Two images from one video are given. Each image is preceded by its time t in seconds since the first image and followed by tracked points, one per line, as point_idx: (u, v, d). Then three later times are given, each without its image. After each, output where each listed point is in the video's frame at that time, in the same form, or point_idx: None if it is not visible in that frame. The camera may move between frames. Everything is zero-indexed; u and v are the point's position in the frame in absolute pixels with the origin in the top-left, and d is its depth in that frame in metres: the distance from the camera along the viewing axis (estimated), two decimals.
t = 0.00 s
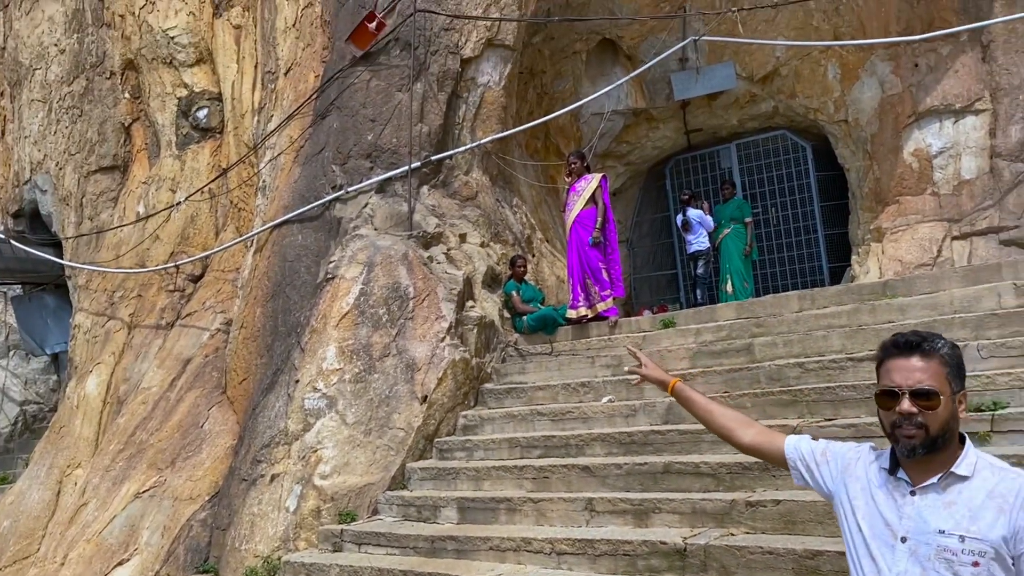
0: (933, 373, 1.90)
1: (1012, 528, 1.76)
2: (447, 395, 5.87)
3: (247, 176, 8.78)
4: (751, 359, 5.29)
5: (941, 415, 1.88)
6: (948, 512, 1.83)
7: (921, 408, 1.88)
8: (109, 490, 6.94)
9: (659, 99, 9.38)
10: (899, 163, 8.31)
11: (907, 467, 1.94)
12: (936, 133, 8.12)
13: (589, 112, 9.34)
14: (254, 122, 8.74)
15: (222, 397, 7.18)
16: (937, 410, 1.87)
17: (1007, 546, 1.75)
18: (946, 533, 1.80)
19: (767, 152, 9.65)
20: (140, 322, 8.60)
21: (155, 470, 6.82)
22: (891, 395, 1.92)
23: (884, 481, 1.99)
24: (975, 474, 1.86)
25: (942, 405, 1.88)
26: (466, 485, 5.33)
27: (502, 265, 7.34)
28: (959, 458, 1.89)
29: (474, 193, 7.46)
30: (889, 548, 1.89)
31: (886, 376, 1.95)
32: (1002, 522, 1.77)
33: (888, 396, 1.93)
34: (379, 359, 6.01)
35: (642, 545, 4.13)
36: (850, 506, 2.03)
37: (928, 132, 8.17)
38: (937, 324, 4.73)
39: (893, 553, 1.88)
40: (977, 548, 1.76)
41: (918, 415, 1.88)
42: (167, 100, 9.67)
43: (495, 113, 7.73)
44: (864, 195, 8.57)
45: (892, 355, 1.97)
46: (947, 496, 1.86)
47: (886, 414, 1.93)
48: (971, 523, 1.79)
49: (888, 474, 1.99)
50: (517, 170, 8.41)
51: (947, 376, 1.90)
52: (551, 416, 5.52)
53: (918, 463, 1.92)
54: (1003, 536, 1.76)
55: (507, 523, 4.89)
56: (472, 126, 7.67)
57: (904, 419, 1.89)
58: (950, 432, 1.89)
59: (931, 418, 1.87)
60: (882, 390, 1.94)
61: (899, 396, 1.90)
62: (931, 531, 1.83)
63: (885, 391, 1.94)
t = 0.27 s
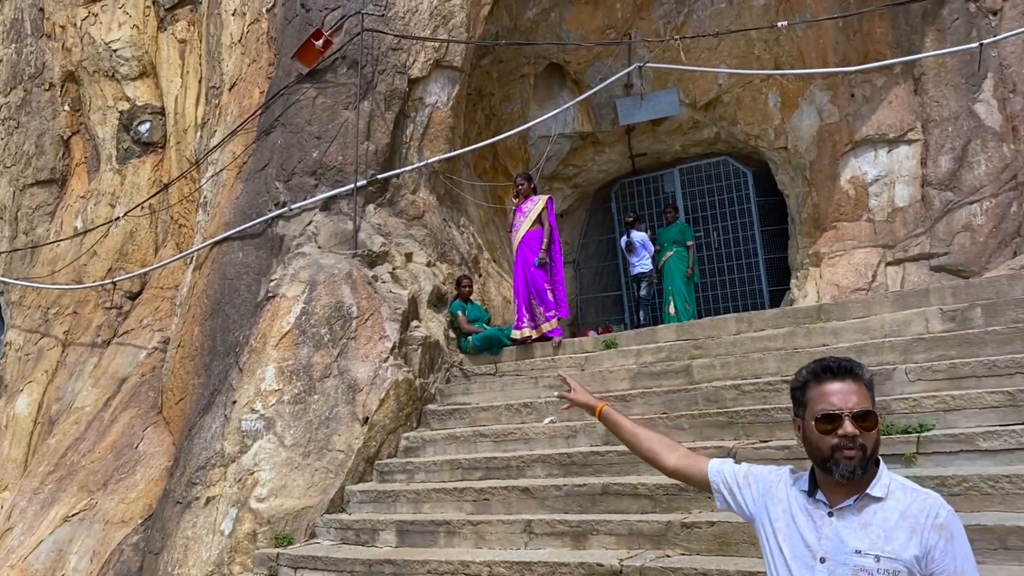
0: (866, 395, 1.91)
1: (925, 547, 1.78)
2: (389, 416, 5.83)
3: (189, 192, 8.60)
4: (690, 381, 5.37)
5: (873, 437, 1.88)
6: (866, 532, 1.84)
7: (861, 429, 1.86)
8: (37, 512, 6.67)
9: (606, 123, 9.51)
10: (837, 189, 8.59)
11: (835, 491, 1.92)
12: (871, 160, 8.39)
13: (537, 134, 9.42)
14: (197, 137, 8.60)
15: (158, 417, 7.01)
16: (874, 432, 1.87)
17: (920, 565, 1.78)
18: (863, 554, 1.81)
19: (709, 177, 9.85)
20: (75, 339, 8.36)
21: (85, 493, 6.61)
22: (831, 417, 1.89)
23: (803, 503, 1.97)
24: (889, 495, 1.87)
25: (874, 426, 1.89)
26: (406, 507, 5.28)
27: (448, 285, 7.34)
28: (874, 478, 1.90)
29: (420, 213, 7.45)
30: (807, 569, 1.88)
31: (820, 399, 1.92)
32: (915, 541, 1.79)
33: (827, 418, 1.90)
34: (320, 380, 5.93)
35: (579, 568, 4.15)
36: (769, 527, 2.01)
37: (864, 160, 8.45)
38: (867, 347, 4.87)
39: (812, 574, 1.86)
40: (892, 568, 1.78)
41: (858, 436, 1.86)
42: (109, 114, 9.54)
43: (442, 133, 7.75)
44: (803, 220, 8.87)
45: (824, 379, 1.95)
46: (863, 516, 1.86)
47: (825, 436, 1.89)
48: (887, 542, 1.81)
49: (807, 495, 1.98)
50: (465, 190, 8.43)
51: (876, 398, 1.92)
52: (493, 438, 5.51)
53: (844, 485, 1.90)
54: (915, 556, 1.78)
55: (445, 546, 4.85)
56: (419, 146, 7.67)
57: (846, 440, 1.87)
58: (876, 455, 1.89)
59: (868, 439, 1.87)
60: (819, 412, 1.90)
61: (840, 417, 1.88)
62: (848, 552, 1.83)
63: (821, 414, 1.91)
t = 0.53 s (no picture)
0: (779, 404, 1.97)
1: (830, 550, 1.84)
2: (314, 423, 5.73)
3: (114, 190, 8.35)
4: (617, 390, 5.44)
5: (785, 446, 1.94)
6: (774, 537, 1.88)
7: (775, 438, 1.92)
8: None
9: (543, 134, 9.61)
10: (764, 206, 8.83)
11: (747, 498, 1.96)
12: (797, 179, 8.68)
13: (474, 143, 9.45)
14: (124, 134, 8.38)
15: (74, 422, 6.77)
16: (786, 441, 1.93)
17: (826, 567, 1.83)
18: (772, 558, 1.85)
19: (642, 191, 10.04)
20: None
21: None
22: (747, 425, 1.93)
23: (713, 509, 2.01)
24: (796, 500, 1.92)
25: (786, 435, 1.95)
26: (330, 516, 5.21)
27: (380, 292, 7.29)
28: (782, 484, 1.95)
29: (353, 218, 7.39)
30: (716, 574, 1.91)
31: (737, 408, 1.96)
32: (821, 544, 1.85)
33: (744, 427, 1.93)
34: (244, 386, 5.84)
35: None
36: (681, 534, 2.03)
37: (790, 178, 8.72)
38: (788, 359, 5.02)
39: None
40: (800, 571, 1.82)
41: (773, 445, 1.91)
42: (31, 107, 9.25)
43: (377, 138, 7.70)
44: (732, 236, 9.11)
45: (740, 388, 1.99)
46: (771, 521, 1.91)
47: (742, 445, 1.92)
48: (795, 546, 1.86)
49: (717, 501, 2.02)
50: (399, 197, 8.39)
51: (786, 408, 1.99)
52: (421, 446, 5.48)
53: (754, 492, 1.94)
54: (821, 559, 1.83)
55: (369, 555, 4.81)
56: (353, 150, 7.62)
57: (762, 448, 1.91)
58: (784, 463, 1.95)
59: (780, 448, 1.92)
60: (736, 421, 1.94)
61: (757, 426, 1.92)
62: (758, 557, 1.87)
63: (738, 422, 1.95)
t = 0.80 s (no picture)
0: (689, 401, 2.02)
1: (740, 543, 1.90)
2: (242, 418, 5.62)
3: (37, 174, 8.06)
4: (549, 389, 5.50)
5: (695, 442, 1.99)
6: (687, 531, 1.93)
7: (685, 435, 1.97)
8: None
9: (483, 133, 9.62)
10: (698, 212, 9.02)
11: (658, 493, 2.01)
12: (730, 186, 8.90)
13: (414, 139, 9.40)
14: (49, 117, 8.10)
15: None
16: (695, 438, 1.98)
17: (736, 560, 1.89)
18: (684, 552, 1.90)
19: (581, 192, 10.15)
20: None
21: None
22: (659, 423, 1.97)
23: (627, 505, 2.05)
24: (707, 495, 1.98)
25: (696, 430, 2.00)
26: (255, 513, 5.12)
27: (313, 286, 7.19)
28: (693, 480, 2.00)
29: (287, 210, 7.27)
30: (630, 569, 1.95)
31: (649, 405, 2.00)
32: (731, 537, 1.90)
33: (655, 425, 1.98)
34: (169, 379, 5.69)
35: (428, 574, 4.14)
36: (596, 532, 2.07)
37: (724, 185, 8.93)
38: (715, 361, 5.15)
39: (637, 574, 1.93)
40: (711, 564, 1.87)
41: (683, 442, 1.96)
42: None
43: (314, 131, 7.59)
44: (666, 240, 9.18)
45: (653, 385, 2.03)
46: (683, 516, 1.96)
47: (654, 442, 1.97)
48: (706, 540, 1.91)
49: (631, 498, 2.06)
50: (335, 190, 8.29)
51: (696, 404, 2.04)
52: (350, 443, 5.43)
53: (667, 488, 1.99)
54: (731, 552, 1.89)
55: (293, 552, 4.75)
56: (288, 142, 7.49)
57: (673, 445, 1.96)
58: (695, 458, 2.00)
59: (690, 444, 1.97)
60: (649, 419, 1.98)
61: (667, 424, 1.96)
62: (671, 551, 1.92)
63: (650, 420, 1.99)
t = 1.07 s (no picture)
0: (634, 388, 2.04)
1: (676, 532, 1.93)
2: (182, 402, 5.51)
3: None
4: (495, 377, 5.53)
5: (637, 429, 2.01)
6: (626, 518, 1.95)
7: (627, 421, 1.99)
8: None
9: (435, 119, 9.58)
10: (648, 204, 9.15)
11: (597, 479, 2.02)
12: (679, 179, 9.05)
13: (365, 123, 9.31)
14: None
15: None
16: (638, 425, 2.00)
17: (672, 548, 1.92)
18: (623, 539, 1.92)
19: (533, 182, 10.19)
20: None
21: None
22: (602, 407, 1.99)
23: (566, 491, 2.05)
24: (646, 483, 2.00)
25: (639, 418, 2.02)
26: (193, 498, 5.05)
27: (257, 270, 7.08)
28: (633, 468, 2.02)
29: (232, 191, 7.15)
30: (568, 554, 1.96)
31: (595, 389, 2.02)
32: (669, 526, 1.93)
33: (599, 408, 2.00)
34: (107, 360, 5.56)
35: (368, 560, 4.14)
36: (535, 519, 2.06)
37: (673, 178, 9.08)
38: (659, 351, 5.23)
39: (574, 560, 1.94)
40: (648, 552, 1.90)
41: (625, 428, 1.98)
42: None
43: (262, 112, 7.46)
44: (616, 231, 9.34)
45: (600, 370, 2.05)
46: (623, 503, 1.98)
47: (596, 426, 1.99)
48: (645, 527, 1.93)
49: (571, 484, 2.05)
50: (283, 173, 8.17)
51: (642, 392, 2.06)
52: (292, 429, 5.39)
53: (606, 474, 2.01)
54: (668, 540, 1.92)
55: (232, 538, 4.69)
56: (235, 122, 7.35)
57: (614, 431, 1.98)
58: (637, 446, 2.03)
59: (631, 431, 2.00)
60: (593, 403, 2.00)
61: (611, 409, 1.98)
62: (610, 538, 1.94)
63: (594, 403, 2.01)
